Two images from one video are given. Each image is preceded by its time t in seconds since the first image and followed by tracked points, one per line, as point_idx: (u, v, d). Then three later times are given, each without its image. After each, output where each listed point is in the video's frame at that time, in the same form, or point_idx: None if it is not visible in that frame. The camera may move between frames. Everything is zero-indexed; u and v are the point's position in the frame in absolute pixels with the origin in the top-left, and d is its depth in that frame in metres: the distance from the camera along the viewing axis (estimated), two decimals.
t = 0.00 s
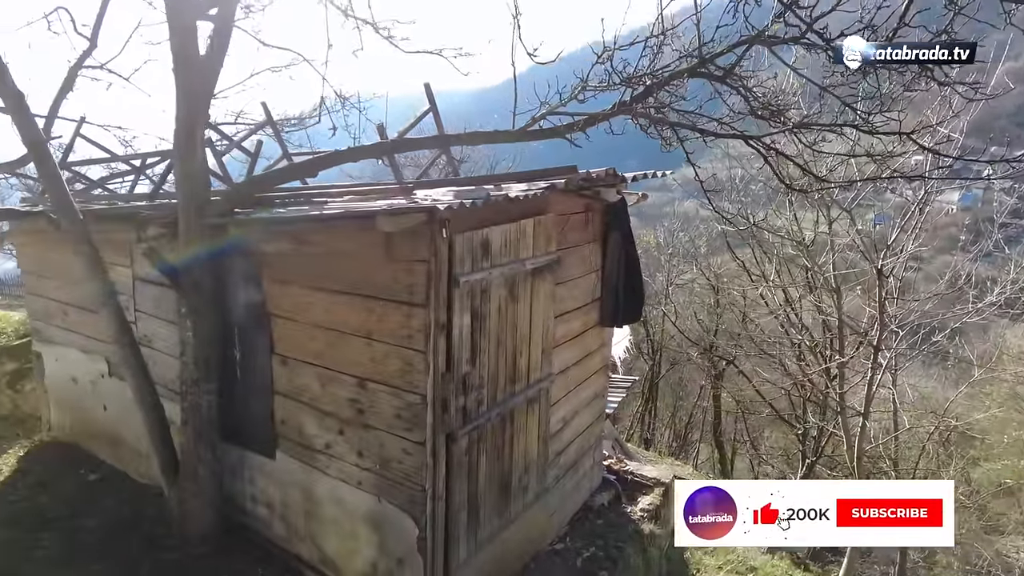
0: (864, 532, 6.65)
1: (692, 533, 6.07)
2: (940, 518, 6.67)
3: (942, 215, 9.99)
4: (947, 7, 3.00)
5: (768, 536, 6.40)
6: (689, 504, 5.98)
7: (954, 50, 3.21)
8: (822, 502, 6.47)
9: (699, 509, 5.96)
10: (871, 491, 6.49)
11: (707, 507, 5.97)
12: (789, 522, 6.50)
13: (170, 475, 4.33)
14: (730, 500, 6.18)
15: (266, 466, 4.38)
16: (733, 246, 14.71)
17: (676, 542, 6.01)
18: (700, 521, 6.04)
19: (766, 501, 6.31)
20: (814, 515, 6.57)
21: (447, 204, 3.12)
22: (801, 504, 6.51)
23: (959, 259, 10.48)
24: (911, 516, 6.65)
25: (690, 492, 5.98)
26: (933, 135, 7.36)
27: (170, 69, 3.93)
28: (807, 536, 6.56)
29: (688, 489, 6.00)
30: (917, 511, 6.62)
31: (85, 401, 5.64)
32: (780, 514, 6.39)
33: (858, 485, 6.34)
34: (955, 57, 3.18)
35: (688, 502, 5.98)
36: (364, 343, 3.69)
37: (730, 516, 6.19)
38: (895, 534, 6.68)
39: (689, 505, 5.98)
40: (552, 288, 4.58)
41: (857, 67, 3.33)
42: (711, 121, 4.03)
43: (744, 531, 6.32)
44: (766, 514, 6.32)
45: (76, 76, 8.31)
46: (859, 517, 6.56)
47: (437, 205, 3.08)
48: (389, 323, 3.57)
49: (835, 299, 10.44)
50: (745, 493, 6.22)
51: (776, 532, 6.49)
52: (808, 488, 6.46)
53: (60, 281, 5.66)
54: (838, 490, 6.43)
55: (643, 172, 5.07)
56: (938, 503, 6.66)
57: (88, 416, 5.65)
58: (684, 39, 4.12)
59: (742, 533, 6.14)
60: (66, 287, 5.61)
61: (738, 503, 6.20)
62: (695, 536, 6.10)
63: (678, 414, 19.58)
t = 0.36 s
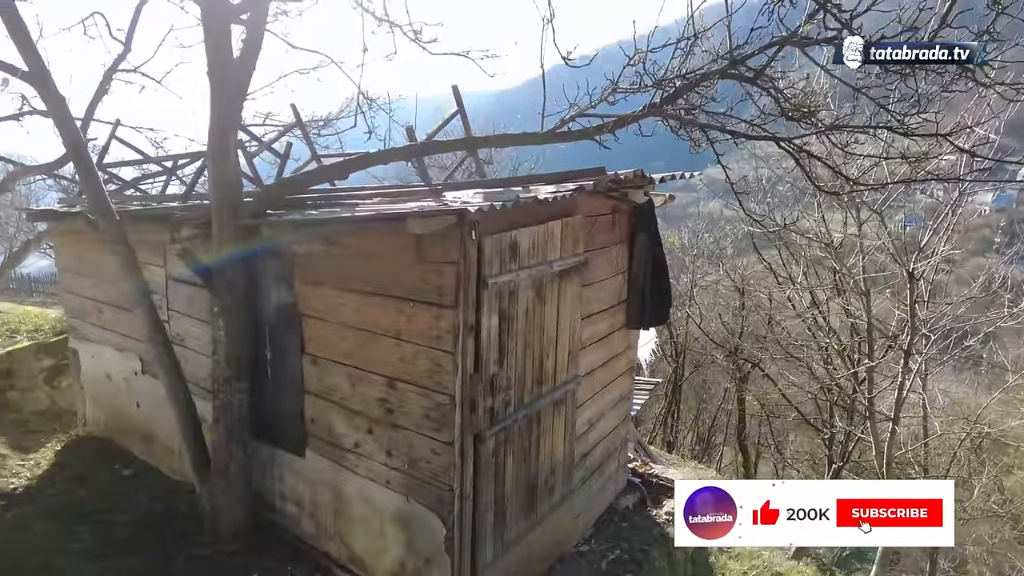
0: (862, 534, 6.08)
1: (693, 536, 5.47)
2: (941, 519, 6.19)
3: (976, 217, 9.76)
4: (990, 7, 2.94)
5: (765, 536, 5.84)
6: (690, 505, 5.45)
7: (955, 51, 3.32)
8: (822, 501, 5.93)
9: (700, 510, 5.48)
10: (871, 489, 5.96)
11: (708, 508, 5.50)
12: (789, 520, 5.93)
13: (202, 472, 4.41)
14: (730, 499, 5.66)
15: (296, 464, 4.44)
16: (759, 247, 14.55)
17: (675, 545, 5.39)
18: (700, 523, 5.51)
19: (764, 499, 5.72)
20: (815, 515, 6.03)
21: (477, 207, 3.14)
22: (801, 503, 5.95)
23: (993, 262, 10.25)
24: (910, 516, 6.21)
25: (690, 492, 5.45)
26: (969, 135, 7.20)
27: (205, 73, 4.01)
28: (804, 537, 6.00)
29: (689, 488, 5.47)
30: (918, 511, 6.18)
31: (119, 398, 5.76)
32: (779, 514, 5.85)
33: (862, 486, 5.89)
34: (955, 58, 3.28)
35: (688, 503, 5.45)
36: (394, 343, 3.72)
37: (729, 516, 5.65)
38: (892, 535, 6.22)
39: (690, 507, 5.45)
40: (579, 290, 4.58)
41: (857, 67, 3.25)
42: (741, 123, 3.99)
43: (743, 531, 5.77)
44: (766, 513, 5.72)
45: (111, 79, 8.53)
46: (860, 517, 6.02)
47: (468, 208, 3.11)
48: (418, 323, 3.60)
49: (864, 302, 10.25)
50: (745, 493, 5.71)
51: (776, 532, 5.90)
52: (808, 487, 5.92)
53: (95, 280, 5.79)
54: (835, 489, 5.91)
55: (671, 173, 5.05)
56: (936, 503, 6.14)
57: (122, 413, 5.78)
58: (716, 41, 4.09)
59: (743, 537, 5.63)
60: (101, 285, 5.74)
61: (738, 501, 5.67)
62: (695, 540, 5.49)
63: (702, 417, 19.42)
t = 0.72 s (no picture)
0: (861, 534, 5.99)
1: (693, 536, 5.36)
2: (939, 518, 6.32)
3: (1012, 217, 9.51)
4: None
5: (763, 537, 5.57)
6: (689, 504, 5.37)
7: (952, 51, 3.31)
8: (824, 500, 5.79)
9: (699, 510, 5.38)
10: (873, 489, 5.84)
11: (708, 507, 5.37)
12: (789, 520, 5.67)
13: (234, 470, 4.48)
14: (731, 498, 5.41)
15: (326, 464, 4.48)
16: (785, 248, 14.38)
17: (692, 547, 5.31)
18: (700, 523, 5.39)
19: (765, 498, 5.47)
20: (815, 515, 5.85)
21: (508, 209, 3.15)
22: (801, 502, 5.69)
23: None
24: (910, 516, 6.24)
25: (688, 491, 5.37)
26: (1006, 133, 7.04)
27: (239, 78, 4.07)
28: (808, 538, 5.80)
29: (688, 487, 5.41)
30: (917, 510, 6.22)
31: (152, 397, 5.88)
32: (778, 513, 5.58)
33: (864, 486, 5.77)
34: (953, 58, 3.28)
35: (688, 501, 5.37)
36: (424, 344, 3.75)
37: (729, 516, 5.42)
38: (891, 535, 6.19)
39: (691, 507, 5.37)
40: (608, 292, 4.57)
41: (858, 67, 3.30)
42: (773, 125, 3.96)
43: (743, 532, 5.51)
44: (767, 512, 5.45)
45: (145, 83, 8.72)
46: (860, 517, 5.89)
47: (498, 211, 3.12)
48: (449, 326, 3.63)
49: (894, 304, 10.03)
50: (746, 493, 5.44)
51: (776, 533, 5.63)
52: (808, 486, 5.75)
53: (129, 280, 5.91)
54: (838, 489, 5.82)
55: (700, 175, 5.02)
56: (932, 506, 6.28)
57: (155, 411, 5.89)
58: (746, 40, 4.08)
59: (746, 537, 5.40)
60: (135, 286, 5.86)
61: (738, 501, 5.40)
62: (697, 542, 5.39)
63: (726, 419, 19.25)
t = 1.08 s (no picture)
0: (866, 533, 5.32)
1: (692, 536, 5.05)
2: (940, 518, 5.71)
3: None
4: None
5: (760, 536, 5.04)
6: (691, 503, 4.97)
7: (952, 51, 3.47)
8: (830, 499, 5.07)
9: (699, 509, 4.98)
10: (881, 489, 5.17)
11: (708, 506, 4.94)
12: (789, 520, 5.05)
13: (264, 471, 4.50)
14: (731, 498, 4.92)
15: (355, 466, 4.48)
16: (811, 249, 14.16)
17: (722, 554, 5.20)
18: (700, 523, 5.00)
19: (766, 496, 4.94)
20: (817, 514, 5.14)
21: (541, 212, 3.12)
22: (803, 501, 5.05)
23: None
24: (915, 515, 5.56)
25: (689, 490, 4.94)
26: None
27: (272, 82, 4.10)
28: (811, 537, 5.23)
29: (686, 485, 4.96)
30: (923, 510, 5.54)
31: (182, 396, 5.94)
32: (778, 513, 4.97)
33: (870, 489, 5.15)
34: (954, 58, 3.45)
35: (689, 500, 4.99)
36: (454, 347, 3.73)
37: (730, 516, 4.96)
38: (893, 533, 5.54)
39: (696, 505, 4.99)
40: (637, 295, 4.51)
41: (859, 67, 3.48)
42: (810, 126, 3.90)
43: (743, 532, 5.03)
44: (768, 513, 4.93)
45: (174, 86, 8.86)
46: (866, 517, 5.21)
47: (530, 213, 3.09)
48: (480, 328, 3.60)
49: (927, 307, 9.74)
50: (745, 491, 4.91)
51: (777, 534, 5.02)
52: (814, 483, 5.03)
53: (160, 281, 5.99)
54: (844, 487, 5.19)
55: (731, 176, 4.94)
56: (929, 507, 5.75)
57: (184, 410, 5.95)
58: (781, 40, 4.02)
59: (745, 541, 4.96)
60: (165, 286, 5.93)
61: (738, 501, 4.89)
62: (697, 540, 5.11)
63: (750, 423, 18.99)
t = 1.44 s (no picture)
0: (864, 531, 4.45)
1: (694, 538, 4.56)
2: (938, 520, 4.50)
3: None
4: None
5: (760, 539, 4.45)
6: (687, 501, 4.50)
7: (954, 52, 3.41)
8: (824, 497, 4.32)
9: (699, 508, 4.50)
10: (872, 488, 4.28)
11: (708, 505, 4.45)
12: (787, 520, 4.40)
13: (296, 475, 4.46)
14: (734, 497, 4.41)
15: (388, 473, 4.43)
16: (840, 251, 13.87)
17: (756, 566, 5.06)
18: (699, 523, 4.51)
19: (765, 495, 4.36)
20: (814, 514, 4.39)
21: (581, 215, 3.02)
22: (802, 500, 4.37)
23: None
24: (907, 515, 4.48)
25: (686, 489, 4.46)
26: None
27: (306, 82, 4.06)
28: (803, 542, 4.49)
29: (684, 482, 4.51)
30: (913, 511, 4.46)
31: (212, 398, 5.94)
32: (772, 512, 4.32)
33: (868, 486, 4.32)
34: (953, 58, 3.39)
35: (687, 500, 4.49)
36: (491, 353, 3.66)
37: (730, 516, 4.44)
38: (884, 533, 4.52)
39: (691, 503, 4.48)
40: (677, 300, 4.41)
41: (859, 67, 3.49)
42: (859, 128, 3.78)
43: (745, 534, 4.43)
44: (768, 513, 4.34)
45: (203, 87, 8.91)
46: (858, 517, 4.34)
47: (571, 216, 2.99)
48: (518, 334, 3.52)
49: (967, 312, 9.33)
50: (749, 489, 4.32)
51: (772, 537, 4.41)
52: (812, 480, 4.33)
53: (191, 282, 6.00)
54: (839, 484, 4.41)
55: (771, 178, 4.81)
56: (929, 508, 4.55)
57: (214, 411, 5.95)
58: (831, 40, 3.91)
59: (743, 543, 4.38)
60: (196, 288, 5.94)
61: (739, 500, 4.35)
62: (697, 541, 4.61)
63: (774, 428, 18.72)
